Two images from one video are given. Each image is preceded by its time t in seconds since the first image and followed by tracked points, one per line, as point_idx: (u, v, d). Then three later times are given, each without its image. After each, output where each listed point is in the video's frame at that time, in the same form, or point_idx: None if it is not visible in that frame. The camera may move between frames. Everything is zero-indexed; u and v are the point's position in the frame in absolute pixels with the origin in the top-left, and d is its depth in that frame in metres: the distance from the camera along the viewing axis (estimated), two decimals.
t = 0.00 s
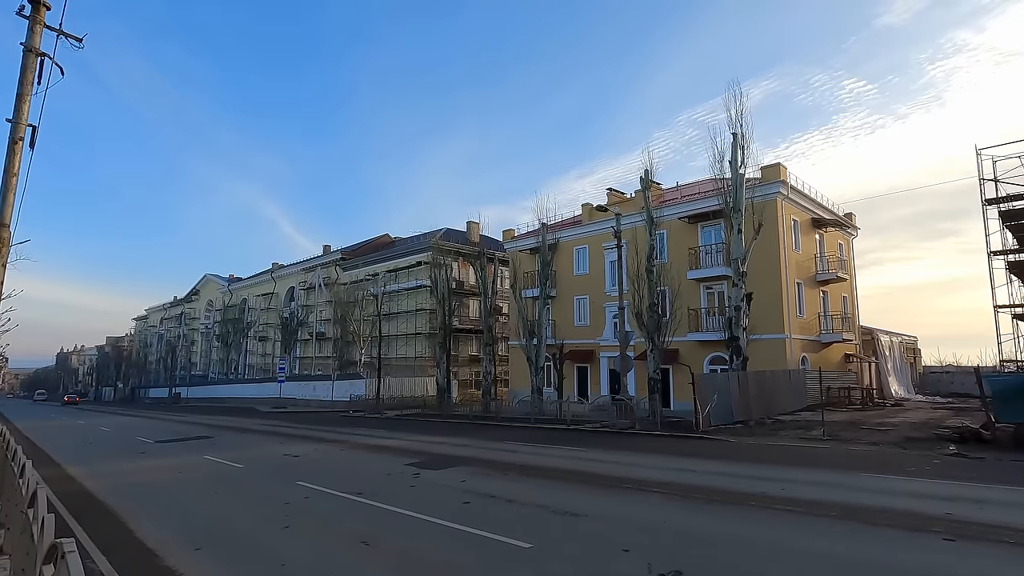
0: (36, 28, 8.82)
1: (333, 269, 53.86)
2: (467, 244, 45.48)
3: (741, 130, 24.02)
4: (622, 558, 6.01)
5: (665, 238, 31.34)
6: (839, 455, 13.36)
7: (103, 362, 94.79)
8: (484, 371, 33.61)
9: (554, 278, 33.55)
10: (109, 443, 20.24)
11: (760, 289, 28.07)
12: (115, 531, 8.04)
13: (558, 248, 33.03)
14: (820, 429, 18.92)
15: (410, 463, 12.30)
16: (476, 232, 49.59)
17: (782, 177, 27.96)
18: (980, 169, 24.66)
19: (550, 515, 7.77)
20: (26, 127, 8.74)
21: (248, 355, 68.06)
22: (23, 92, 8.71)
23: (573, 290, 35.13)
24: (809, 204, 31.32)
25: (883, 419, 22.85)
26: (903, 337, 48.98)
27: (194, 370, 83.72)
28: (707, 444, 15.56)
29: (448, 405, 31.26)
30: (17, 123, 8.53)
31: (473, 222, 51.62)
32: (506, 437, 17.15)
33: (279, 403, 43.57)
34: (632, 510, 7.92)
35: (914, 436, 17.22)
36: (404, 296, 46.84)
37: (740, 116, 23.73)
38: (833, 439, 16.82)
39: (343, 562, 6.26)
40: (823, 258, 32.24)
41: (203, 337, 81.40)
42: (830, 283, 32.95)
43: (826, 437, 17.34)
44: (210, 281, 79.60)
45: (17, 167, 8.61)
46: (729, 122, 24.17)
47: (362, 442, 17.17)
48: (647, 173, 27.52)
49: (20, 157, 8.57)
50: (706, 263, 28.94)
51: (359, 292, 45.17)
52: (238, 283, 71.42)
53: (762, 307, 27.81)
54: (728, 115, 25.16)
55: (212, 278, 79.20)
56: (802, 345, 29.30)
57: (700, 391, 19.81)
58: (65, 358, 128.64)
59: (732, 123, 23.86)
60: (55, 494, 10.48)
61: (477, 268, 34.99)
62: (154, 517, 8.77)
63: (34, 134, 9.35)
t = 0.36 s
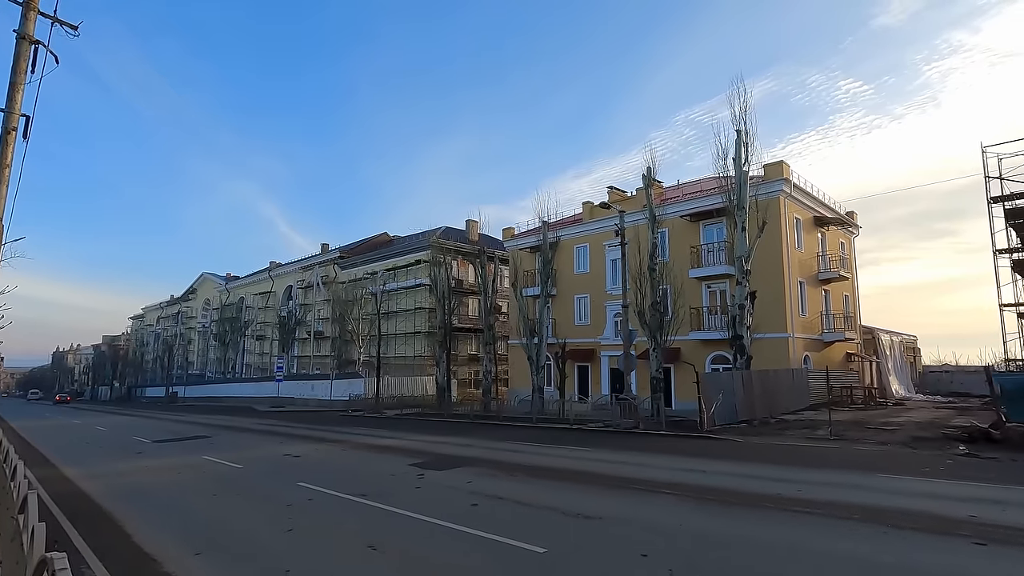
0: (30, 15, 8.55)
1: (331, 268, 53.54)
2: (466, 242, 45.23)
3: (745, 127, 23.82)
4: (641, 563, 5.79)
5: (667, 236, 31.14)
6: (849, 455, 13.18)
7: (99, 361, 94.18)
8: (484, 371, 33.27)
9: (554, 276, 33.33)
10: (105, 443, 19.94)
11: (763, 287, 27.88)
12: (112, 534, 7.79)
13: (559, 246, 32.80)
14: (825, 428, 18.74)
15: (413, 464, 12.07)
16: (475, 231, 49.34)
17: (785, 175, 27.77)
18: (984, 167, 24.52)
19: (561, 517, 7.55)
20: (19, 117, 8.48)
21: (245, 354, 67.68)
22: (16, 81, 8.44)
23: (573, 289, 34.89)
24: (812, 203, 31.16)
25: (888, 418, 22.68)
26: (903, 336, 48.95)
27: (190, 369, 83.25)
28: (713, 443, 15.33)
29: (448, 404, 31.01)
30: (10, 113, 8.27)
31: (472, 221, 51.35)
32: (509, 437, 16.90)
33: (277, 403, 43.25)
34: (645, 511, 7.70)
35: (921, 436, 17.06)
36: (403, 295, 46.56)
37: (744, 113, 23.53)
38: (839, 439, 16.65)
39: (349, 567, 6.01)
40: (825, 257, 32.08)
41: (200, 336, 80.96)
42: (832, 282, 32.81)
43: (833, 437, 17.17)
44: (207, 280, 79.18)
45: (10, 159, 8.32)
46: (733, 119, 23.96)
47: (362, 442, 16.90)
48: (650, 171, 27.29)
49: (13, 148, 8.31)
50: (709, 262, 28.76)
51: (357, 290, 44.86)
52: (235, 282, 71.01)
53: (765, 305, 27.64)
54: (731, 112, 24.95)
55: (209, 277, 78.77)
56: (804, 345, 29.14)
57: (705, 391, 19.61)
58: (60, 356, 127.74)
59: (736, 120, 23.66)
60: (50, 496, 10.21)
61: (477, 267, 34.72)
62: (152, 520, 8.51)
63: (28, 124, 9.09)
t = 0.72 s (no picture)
0: (24, 3, 8.30)
1: (329, 266, 53.24)
2: (465, 241, 45.00)
3: (748, 123, 23.62)
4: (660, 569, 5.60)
5: (669, 234, 30.97)
6: (857, 455, 13.02)
7: (95, 360, 93.71)
8: (486, 370, 32.82)
9: (554, 274, 33.07)
10: (102, 443, 19.68)
11: (765, 286, 27.69)
12: (110, 538, 7.58)
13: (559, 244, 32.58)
14: (831, 428, 18.57)
15: (416, 464, 11.87)
16: (474, 229, 49.11)
17: (787, 173, 27.61)
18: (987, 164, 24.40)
19: (572, 521, 7.36)
20: (13, 108, 8.23)
21: (243, 353, 67.37)
22: (10, 71, 8.19)
23: (574, 287, 34.68)
24: (814, 201, 31.02)
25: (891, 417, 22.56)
26: (903, 335, 48.92)
27: (187, 368, 82.82)
28: (720, 443, 15.15)
29: (448, 403, 30.78)
30: (4, 105, 8.02)
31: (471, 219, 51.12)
32: (512, 436, 16.70)
33: (275, 402, 42.95)
34: (659, 514, 7.51)
35: (927, 435, 16.90)
36: (402, 294, 46.28)
37: (748, 109, 23.34)
38: (845, 438, 16.50)
39: (360, 573, 5.79)
40: (827, 255, 31.97)
41: (197, 335, 80.54)
42: (833, 280, 32.68)
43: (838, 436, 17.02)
44: (204, 279, 78.74)
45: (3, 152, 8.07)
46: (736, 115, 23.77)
47: (363, 442, 16.67)
48: (652, 168, 27.08)
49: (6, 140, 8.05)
50: (710, 260, 28.64)
51: (356, 289, 44.58)
52: (232, 280, 70.62)
53: (767, 304, 27.49)
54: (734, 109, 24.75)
55: (206, 276, 78.34)
56: (806, 343, 29.01)
57: (709, 390, 19.43)
58: (56, 356, 127.06)
59: (739, 116, 23.47)
60: (46, 497, 9.95)
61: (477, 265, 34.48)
62: (151, 524, 8.28)
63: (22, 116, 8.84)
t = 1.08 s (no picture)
0: None
1: (326, 265, 52.95)
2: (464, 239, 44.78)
3: (751, 120, 23.47)
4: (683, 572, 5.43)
5: (670, 232, 30.83)
6: (867, 453, 12.86)
7: (90, 360, 93.09)
8: (486, 367, 32.57)
9: (555, 272, 32.83)
10: (98, 443, 19.39)
11: (768, 283, 27.54)
12: (111, 540, 7.37)
13: (559, 242, 32.38)
14: (835, 426, 18.45)
15: (421, 464, 11.68)
16: (473, 228, 48.93)
17: (789, 170, 27.48)
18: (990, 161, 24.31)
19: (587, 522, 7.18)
20: (9, 99, 8.01)
21: (239, 352, 66.98)
22: (6, 60, 7.97)
23: (574, 285, 34.50)
24: (815, 198, 30.92)
25: (893, 416, 22.49)
26: (901, 334, 48.93)
27: (183, 367, 82.29)
28: (726, 442, 14.98)
29: (448, 402, 30.56)
30: None
31: (469, 218, 50.87)
32: (516, 436, 16.49)
33: (272, 401, 42.63)
34: (675, 514, 7.33)
35: (934, 433, 16.81)
36: (400, 292, 46.01)
37: (751, 105, 23.21)
38: (851, 437, 16.37)
39: None
40: (828, 253, 31.89)
41: (192, 335, 80.03)
42: (834, 278, 32.61)
43: (843, 434, 16.89)
44: (200, 278, 78.30)
45: None
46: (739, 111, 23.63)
47: (364, 441, 16.45)
48: (653, 165, 26.93)
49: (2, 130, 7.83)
50: (711, 258, 28.56)
51: (354, 287, 44.30)
52: (229, 279, 70.21)
53: (769, 302, 27.36)
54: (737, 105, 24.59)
55: (202, 274, 77.88)
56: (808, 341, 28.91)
57: (714, 388, 19.28)
58: (50, 356, 126.09)
59: (742, 112, 23.33)
60: (43, 498, 9.71)
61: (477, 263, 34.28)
62: (153, 527, 8.06)
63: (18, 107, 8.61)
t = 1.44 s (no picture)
0: None
1: (322, 264, 52.60)
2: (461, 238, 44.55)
3: (753, 119, 23.36)
4: None
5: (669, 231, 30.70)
6: (873, 454, 12.77)
7: (81, 359, 92.25)
8: (484, 365, 32.18)
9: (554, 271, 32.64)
10: (93, 443, 19.08)
11: (768, 283, 27.48)
12: (111, 546, 7.16)
13: (558, 241, 32.21)
14: (837, 427, 18.39)
15: (425, 465, 11.49)
16: (469, 226, 48.68)
17: (789, 170, 27.41)
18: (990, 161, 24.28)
19: (600, 525, 7.03)
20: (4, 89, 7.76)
21: (233, 352, 66.46)
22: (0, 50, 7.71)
23: (572, 285, 34.35)
24: (813, 198, 30.88)
25: (893, 416, 22.46)
26: (897, 334, 49.07)
27: (176, 367, 81.64)
28: (730, 442, 14.86)
29: (445, 402, 30.33)
30: None
31: (466, 216, 50.60)
32: (518, 436, 16.32)
33: (267, 401, 42.28)
34: (689, 517, 7.18)
35: (937, 434, 16.77)
36: (397, 291, 45.73)
37: (752, 104, 23.09)
38: (854, 437, 16.30)
39: None
40: (826, 253, 31.87)
41: (186, 334, 79.42)
42: (832, 278, 32.60)
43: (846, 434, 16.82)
44: (193, 276, 77.68)
45: None
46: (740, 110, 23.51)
47: (364, 442, 16.21)
48: (653, 163, 26.78)
49: None
50: (711, 258, 28.48)
51: (350, 286, 43.99)
52: (223, 278, 69.68)
53: (768, 301, 27.28)
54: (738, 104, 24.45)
55: (195, 273, 77.28)
56: (807, 341, 28.88)
57: (715, 388, 19.18)
58: (40, 355, 124.90)
59: (744, 111, 23.21)
60: (37, 502, 9.44)
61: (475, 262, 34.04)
62: (152, 531, 7.84)
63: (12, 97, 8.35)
